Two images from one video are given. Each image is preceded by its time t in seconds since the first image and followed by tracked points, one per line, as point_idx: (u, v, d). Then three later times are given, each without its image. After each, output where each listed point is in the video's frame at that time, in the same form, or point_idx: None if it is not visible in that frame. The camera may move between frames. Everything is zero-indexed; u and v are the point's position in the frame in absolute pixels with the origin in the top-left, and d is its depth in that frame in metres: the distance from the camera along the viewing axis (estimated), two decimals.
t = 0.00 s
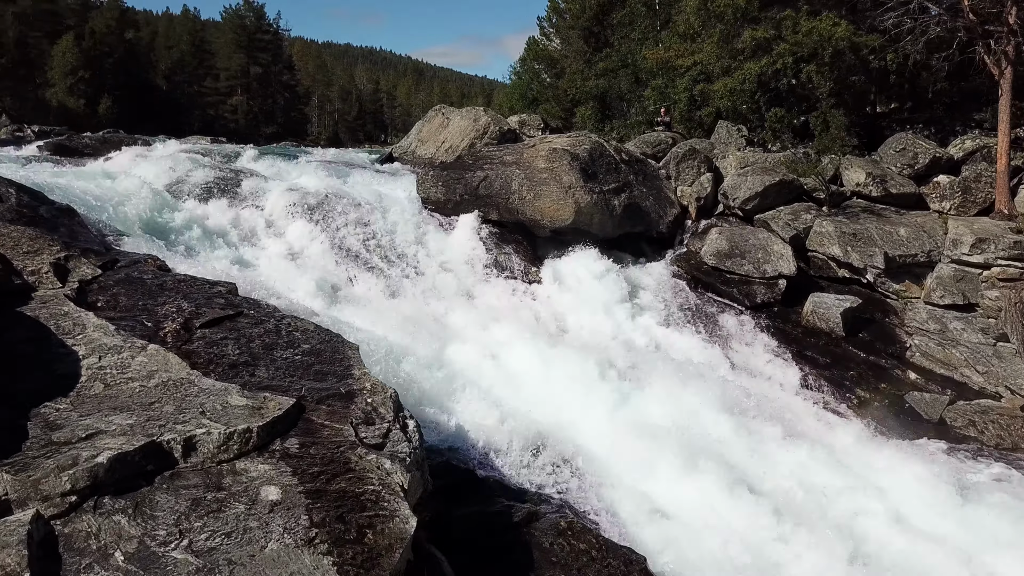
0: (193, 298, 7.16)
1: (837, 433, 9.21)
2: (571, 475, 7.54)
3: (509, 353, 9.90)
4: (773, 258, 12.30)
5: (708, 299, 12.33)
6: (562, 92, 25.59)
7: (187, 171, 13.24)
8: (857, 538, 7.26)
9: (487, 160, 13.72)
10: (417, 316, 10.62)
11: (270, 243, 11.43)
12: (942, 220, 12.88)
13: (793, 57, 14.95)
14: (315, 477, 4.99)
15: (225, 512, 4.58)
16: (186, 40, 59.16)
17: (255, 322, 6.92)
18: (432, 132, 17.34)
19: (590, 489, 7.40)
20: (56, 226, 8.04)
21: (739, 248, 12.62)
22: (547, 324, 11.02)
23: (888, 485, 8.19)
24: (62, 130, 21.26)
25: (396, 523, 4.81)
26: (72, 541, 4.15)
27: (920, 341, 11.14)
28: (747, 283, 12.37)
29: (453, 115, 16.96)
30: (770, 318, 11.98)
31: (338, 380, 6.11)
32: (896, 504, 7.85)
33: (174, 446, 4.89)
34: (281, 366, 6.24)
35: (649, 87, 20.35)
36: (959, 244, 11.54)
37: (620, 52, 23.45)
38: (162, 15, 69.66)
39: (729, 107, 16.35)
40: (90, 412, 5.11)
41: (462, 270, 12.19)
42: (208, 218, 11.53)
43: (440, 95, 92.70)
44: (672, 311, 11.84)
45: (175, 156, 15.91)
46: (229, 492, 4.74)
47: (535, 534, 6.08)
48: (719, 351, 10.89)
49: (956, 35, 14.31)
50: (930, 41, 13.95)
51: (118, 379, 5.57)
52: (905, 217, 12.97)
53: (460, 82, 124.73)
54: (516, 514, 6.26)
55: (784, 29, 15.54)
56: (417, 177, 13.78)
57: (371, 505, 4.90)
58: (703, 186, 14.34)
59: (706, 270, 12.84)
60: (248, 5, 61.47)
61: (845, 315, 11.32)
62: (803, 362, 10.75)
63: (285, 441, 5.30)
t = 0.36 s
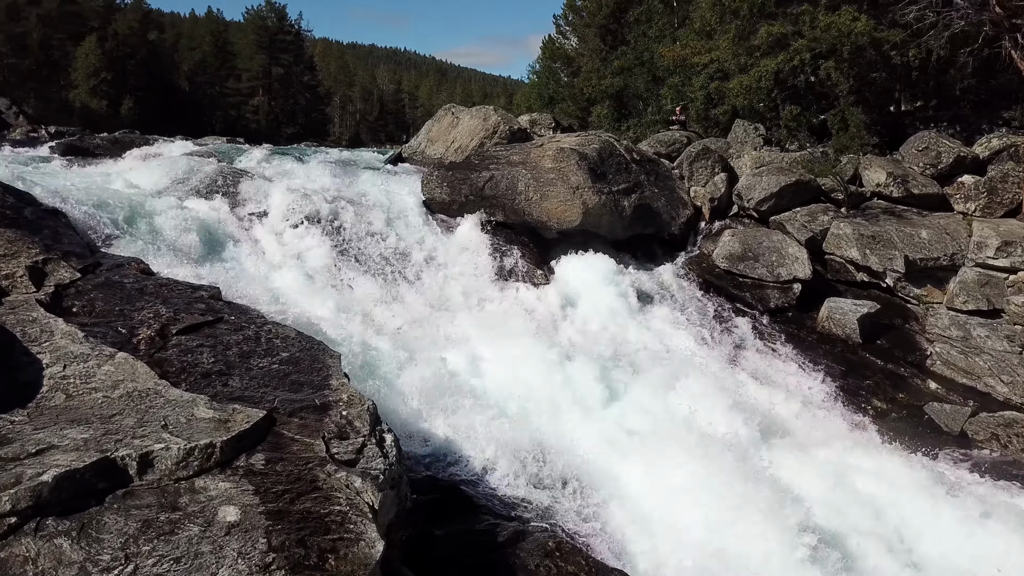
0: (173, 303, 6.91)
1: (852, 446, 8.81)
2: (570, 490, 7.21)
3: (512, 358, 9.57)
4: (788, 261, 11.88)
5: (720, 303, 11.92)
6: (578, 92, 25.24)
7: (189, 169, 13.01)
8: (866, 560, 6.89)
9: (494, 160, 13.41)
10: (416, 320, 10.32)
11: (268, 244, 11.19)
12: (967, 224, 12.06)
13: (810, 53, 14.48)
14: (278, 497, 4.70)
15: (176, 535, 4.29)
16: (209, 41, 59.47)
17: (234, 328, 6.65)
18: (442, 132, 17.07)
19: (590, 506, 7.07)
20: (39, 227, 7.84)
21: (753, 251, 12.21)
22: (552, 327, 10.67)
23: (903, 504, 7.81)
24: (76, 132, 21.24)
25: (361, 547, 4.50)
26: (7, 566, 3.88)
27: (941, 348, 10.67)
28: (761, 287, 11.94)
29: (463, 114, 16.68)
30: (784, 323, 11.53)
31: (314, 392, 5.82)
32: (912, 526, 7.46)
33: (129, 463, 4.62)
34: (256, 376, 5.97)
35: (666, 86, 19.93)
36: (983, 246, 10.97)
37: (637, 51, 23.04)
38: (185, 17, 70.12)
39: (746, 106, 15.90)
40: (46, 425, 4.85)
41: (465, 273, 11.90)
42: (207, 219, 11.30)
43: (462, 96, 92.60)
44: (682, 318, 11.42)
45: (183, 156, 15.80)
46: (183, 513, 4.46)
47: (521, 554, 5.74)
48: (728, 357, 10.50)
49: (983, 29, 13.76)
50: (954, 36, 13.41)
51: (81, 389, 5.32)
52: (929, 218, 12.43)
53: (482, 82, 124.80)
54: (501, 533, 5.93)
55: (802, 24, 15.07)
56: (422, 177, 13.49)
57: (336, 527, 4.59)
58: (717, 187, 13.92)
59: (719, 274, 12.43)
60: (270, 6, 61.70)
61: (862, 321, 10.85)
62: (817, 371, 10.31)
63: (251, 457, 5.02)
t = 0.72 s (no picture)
0: (155, 308, 6.69)
1: (870, 460, 8.37)
2: (569, 508, 6.85)
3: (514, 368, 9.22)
4: (807, 265, 11.42)
5: (735, 310, 11.49)
6: (600, 91, 24.83)
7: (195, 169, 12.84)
8: None
9: (504, 160, 13.10)
10: (417, 325, 10.04)
11: (271, 246, 10.97)
12: (997, 225, 11.56)
13: (834, 48, 13.99)
14: (238, 518, 4.42)
15: (123, 559, 4.01)
16: (235, 42, 59.87)
17: (215, 336, 6.41)
18: (456, 132, 16.80)
19: (584, 522, 6.73)
20: (27, 229, 7.67)
21: (771, 254, 11.76)
22: (557, 334, 10.38)
23: (922, 523, 7.37)
24: (94, 133, 21.27)
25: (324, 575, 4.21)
26: None
27: (969, 358, 10.07)
28: (779, 292, 11.49)
29: (477, 114, 16.39)
30: (802, 330, 11.08)
31: (290, 404, 5.56)
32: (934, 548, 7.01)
33: (81, 481, 4.37)
34: (232, 386, 5.71)
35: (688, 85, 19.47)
36: (1015, 250, 10.55)
37: (659, 49, 22.58)
38: (213, 19, 70.71)
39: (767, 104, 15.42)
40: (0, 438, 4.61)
41: (472, 276, 11.63)
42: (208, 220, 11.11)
43: (488, 96, 92.44)
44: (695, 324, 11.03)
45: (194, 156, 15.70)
46: (135, 535, 4.19)
47: None
48: (740, 365, 10.11)
49: (1016, 22, 13.18)
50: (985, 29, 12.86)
51: (43, 400, 5.09)
52: (957, 220, 11.89)
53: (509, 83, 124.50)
54: (487, 555, 5.62)
55: (825, 19, 14.57)
56: (431, 178, 13.23)
57: (298, 552, 4.32)
58: (735, 188, 13.48)
59: (735, 278, 11.99)
60: (297, 7, 61.98)
61: (884, 328, 10.38)
62: (835, 380, 9.86)
63: (216, 474, 4.75)
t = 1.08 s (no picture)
0: (135, 313, 6.49)
1: (886, 480, 7.93)
2: (562, 529, 6.50)
3: (512, 376, 8.87)
4: (827, 269, 10.95)
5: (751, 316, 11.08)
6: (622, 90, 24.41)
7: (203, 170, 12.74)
8: None
9: (515, 160, 12.80)
10: (418, 330, 9.80)
11: (273, 248, 10.77)
12: None
13: (859, 43, 13.48)
14: (191, 541, 4.16)
15: None
16: (264, 44, 60.22)
17: (193, 343, 6.18)
18: (470, 131, 16.52)
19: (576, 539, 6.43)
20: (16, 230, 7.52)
21: (789, 257, 11.31)
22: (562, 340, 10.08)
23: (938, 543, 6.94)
24: (113, 134, 21.30)
25: None
26: None
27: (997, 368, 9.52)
28: (797, 297, 11.04)
29: (491, 113, 16.09)
30: (821, 337, 10.64)
31: (262, 416, 5.31)
32: (955, 575, 6.57)
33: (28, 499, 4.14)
34: (204, 397, 5.48)
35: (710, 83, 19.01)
36: None
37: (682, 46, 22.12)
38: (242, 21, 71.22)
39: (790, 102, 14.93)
40: None
41: (478, 279, 11.36)
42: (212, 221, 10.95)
43: (515, 96, 92.18)
44: (706, 330, 10.65)
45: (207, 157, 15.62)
46: (79, 558, 3.94)
47: None
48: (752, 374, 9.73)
49: None
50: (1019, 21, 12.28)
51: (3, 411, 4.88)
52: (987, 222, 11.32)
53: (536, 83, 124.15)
54: None
55: (850, 13, 14.06)
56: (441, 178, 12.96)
57: None
58: (755, 188, 13.05)
59: (752, 282, 11.54)
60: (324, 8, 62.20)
61: (908, 336, 9.88)
62: (853, 391, 9.42)
63: (176, 492, 4.50)
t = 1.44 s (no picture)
0: (109, 318, 6.27)
1: (903, 502, 7.52)
2: (552, 548, 6.21)
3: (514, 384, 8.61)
4: (846, 273, 10.47)
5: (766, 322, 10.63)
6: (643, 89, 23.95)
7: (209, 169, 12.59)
8: None
9: (524, 160, 12.47)
10: (418, 335, 9.54)
11: (274, 250, 10.56)
12: None
13: (883, 38, 12.96)
14: (131, 567, 3.89)
15: None
16: (290, 45, 60.49)
17: (165, 350, 5.94)
18: (483, 131, 16.22)
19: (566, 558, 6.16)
20: None
21: (806, 261, 10.83)
22: (569, 348, 9.78)
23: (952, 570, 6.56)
24: (132, 134, 21.29)
25: None
26: None
27: None
28: (814, 302, 10.56)
29: (504, 111, 15.78)
30: (838, 344, 10.18)
31: (227, 429, 5.05)
32: None
33: None
34: (169, 407, 5.23)
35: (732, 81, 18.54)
36: None
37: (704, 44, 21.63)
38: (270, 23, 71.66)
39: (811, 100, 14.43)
40: None
41: (483, 281, 11.08)
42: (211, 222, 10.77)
43: (542, 96, 91.77)
44: (717, 336, 10.24)
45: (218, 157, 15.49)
46: None
47: None
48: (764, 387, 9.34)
49: None
50: None
51: None
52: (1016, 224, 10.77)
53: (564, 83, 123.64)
54: None
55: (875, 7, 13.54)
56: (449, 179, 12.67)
57: None
58: (772, 189, 12.59)
59: (767, 286, 11.05)
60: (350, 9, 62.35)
61: (930, 343, 9.35)
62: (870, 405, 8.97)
63: (124, 511, 4.24)
